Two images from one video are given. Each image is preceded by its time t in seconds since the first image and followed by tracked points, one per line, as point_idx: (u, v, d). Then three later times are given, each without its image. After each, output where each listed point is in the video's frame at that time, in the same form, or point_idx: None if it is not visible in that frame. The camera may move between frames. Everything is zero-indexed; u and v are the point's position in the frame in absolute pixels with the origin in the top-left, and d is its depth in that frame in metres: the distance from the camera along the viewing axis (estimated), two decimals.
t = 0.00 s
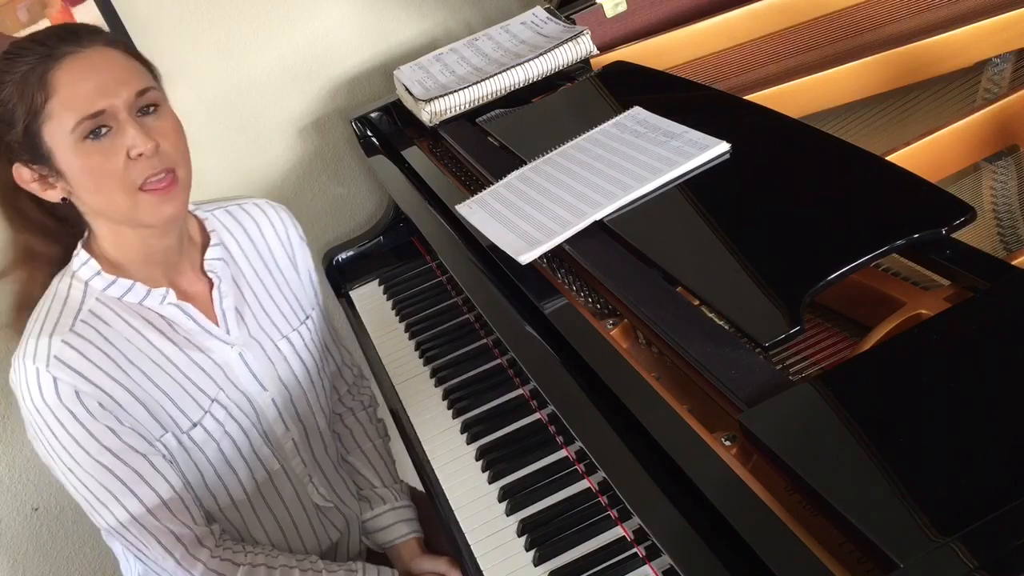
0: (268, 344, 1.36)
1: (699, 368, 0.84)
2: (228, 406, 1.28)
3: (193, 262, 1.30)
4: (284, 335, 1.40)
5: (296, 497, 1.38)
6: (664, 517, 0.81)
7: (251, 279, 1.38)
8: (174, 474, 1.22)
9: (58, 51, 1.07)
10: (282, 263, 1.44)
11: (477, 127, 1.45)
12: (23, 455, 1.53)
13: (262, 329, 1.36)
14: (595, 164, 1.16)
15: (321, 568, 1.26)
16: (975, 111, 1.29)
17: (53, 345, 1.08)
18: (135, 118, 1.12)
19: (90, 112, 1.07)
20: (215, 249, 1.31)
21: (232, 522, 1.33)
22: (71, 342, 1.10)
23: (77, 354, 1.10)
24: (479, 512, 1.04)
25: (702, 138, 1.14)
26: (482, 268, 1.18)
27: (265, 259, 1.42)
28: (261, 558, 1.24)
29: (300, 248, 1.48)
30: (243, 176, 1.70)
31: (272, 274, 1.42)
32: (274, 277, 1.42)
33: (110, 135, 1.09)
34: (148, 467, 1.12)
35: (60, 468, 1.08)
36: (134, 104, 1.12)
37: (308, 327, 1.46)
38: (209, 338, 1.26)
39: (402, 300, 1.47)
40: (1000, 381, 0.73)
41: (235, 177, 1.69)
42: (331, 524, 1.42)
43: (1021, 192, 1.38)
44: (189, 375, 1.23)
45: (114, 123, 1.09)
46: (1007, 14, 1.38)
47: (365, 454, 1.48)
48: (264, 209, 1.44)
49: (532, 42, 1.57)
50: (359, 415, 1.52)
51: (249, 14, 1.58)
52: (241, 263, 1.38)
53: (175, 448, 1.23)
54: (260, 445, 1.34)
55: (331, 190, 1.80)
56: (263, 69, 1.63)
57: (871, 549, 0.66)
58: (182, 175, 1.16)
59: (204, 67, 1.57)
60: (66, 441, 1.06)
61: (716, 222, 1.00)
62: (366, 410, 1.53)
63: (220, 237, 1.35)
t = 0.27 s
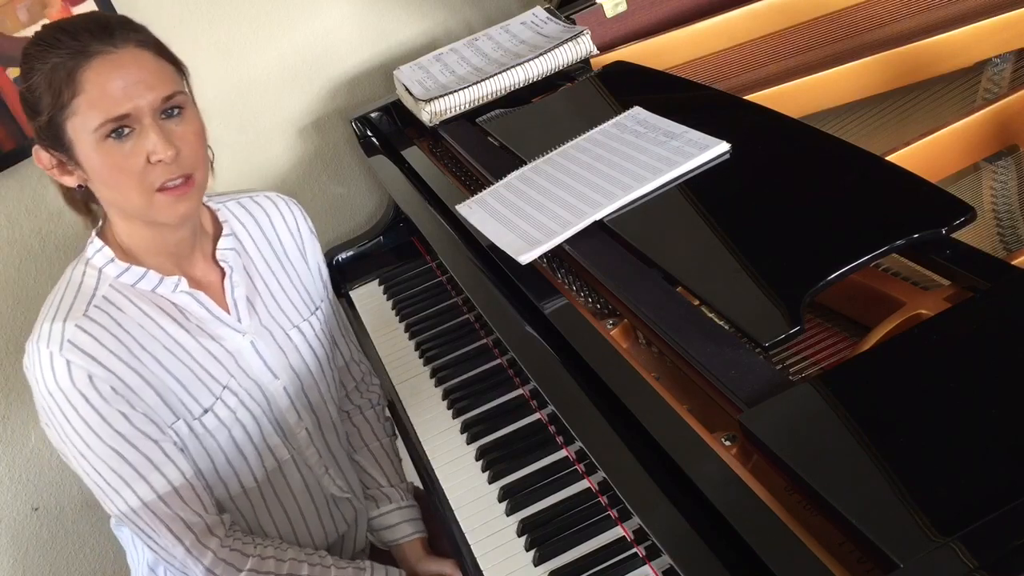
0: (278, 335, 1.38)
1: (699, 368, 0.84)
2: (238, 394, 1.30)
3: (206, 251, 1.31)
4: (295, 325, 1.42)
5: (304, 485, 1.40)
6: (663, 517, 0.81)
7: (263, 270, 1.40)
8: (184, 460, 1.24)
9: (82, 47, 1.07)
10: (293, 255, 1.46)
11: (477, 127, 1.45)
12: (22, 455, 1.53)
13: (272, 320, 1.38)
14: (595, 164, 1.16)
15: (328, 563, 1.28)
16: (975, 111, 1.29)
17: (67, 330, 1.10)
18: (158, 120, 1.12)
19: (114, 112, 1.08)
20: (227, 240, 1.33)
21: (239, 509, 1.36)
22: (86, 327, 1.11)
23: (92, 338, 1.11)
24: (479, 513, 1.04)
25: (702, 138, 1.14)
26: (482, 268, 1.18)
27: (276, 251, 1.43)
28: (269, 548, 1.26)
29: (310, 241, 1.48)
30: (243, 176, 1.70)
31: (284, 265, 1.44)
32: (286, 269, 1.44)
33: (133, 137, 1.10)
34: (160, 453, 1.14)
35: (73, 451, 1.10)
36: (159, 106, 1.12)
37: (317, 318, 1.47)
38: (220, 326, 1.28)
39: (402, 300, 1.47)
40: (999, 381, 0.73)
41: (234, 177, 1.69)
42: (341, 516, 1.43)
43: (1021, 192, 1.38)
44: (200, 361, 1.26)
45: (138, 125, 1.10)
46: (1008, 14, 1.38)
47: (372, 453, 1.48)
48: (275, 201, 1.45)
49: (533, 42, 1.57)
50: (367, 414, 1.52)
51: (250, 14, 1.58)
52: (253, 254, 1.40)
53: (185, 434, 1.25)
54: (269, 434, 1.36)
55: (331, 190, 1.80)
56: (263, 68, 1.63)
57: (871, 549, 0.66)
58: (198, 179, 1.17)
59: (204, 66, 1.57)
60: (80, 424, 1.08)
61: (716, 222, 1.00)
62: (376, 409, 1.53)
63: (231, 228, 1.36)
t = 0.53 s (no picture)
0: (281, 331, 1.39)
1: (699, 368, 0.84)
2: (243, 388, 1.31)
3: (209, 249, 1.31)
4: (298, 321, 1.42)
5: (310, 480, 1.40)
6: (663, 517, 0.81)
7: (265, 267, 1.41)
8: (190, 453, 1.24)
9: (99, 46, 1.07)
10: (294, 253, 1.46)
11: (477, 127, 1.45)
12: (22, 455, 1.53)
13: (275, 316, 1.38)
14: (595, 164, 1.16)
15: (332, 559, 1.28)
16: (975, 111, 1.29)
17: (73, 324, 1.10)
18: (175, 123, 1.12)
19: (132, 114, 1.08)
20: (229, 237, 1.33)
21: (245, 504, 1.36)
22: (91, 321, 1.12)
23: (97, 332, 1.12)
24: (479, 513, 1.04)
25: (702, 138, 1.14)
26: (482, 268, 1.18)
27: (278, 249, 1.43)
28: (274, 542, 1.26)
29: (310, 239, 1.49)
30: (243, 176, 1.69)
31: (285, 263, 1.44)
32: (288, 268, 1.44)
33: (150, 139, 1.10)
34: (166, 446, 1.14)
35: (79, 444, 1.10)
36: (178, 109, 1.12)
37: (320, 314, 1.48)
38: (225, 322, 1.28)
39: (402, 300, 1.47)
40: (1000, 381, 0.73)
41: (235, 177, 1.69)
42: (346, 512, 1.43)
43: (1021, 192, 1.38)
44: (205, 356, 1.26)
45: (155, 127, 1.10)
46: (1008, 15, 1.38)
47: (374, 450, 1.48)
48: (275, 199, 1.45)
49: (533, 42, 1.57)
50: (369, 411, 1.52)
51: (251, 14, 1.58)
52: (254, 251, 1.40)
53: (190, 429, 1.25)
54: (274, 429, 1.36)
55: (331, 190, 1.80)
56: (263, 68, 1.63)
57: (871, 550, 0.66)
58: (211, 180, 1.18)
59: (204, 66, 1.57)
60: (86, 417, 1.08)
61: (716, 222, 1.00)
62: (377, 407, 1.52)
63: (233, 224, 1.37)
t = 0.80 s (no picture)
0: (281, 333, 1.38)
1: (699, 368, 0.84)
2: (245, 390, 1.31)
3: (212, 251, 1.31)
4: (298, 323, 1.42)
5: (311, 482, 1.40)
6: (663, 517, 0.81)
7: (267, 269, 1.40)
8: (191, 455, 1.24)
9: (110, 49, 1.07)
10: (294, 255, 1.46)
11: (477, 127, 1.45)
12: (22, 455, 1.53)
13: (276, 318, 1.38)
14: (595, 164, 1.16)
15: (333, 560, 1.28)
16: (975, 111, 1.29)
17: (75, 327, 1.10)
18: (187, 122, 1.12)
19: (143, 115, 1.08)
20: (230, 240, 1.33)
21: (246, 506, 1.36)
22: (92, 324, 1.12)
23: (98, 335, 1.12)
24: (479, 512, 1.04)
25: (702, 138, 1.14)
26: (482, 268, 1.18)
27: (278, 251, 1.43)
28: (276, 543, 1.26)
29: (311, 241, 1.49)
30: (242, 176, 1.69)
31: (286, 264, 1.44)
32: (288, 270, 1.44)
33: (160, 139, 1.10)
34: (167, 448, 1.14)
35: (81, 447, 1.10)
36: (188, 109, 1.12)
37: (320, 315, 1.48)
38: (226, 324, 1.28)
39: (401, 300, 1.47)
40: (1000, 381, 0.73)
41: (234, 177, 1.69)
42: (347, 513, 1.43)
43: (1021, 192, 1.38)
44: (206, 358, 1.26)
45: (165, 127, 1.10)
46: (1008, 15, 1.38)
47: (374, 451, 1.48)
48: (275, 201, 1.45)
49: (533, 42, 1.57)
50: (368, 412, 1.52)
51: (251, 15, 1.58)
52: (255, 253, 1.40)
53: (191, 431, 1.25)
54: (275, 431, 1.36)
55: (331, 190, 1.80)
56: (264, 68, 1.63)
57: (871, 550, 0.66)
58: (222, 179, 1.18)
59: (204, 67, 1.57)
60: (87, 420, 1.08)
61: (716, 222, 1.00)
62: (376, 407, 1.53)
63: (234, 227, 1.36)
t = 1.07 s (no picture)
0: (283, 333, 1.38)
1: (699, 368, 0.84)
2: (246, 391, 1.31)
3: (214, 251, 1.31)
4: (299, 323, 1.42)
5: (312, 482, 1.40)
6: (664, 517, 0.81)
7: (268, 270, 1.40)
8: (193, 456, 1.24)
9: (108, 57, 1.06)
10: (296, 256, 1.46)
11: (477, 127, 1.44)
12: (22, 455, 1.53)
13: (277, 318, 1.38)
14: (595, 164, 1.16)
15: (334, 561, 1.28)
16: (975, 111, 1.28)
17: (77, 328, 1.11)
18: (195, 125, 1.12)
19: (150, 123, 1.08)
20: (232, 240, 1.33)
21: (247, 506, 1.36)
22: (94, 325, 1.12)
23: (100, 336, 1.12)
24: (479, 513, 1.04)
25: (702, 138, 1.14)
26: (482, 268, 1.18)
27: (280, 252, 1.43)
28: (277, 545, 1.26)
29: (312, 242, 1.49)
30: (243, 176, 1.69)
31: (287, 265, 1.44)
32: (289, 271, 1.44)
33: (169, 144, 1.11)
34: (169, 449, 1.14)
35: (82, 448, 1.11)
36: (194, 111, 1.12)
37: (322, 316, 1.48)
38: (228, 326, 1.28)
39: (401, 300, 1.47)
40: (1000, 381, 0.73)
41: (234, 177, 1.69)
42: (347, 513, 1.44)
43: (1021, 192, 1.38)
44: (208, 359, 1.26)
45: (174, 132, 1.10)
46: (1008, 14, 1.38)
47: (375, 452, 1.48)
48: (277, 202, 1.45)
49: (533, 42, 1.57)
50: (369, 412, 1.52)
51: (250, 15, 1.58)
52: (257, 254, 1.40)
53: (193, 432, 1.25)
54: (276, 432, 1.36)
55: (331, 190, 1.80)
56: (263, 69, 1.63)
57: (871, 550, 0.66)
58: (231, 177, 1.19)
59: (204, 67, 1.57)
60: (88, 422, 1.08)
61: (716, 222, 1.00)
62: (377, 407, 1.53)
63: (236, 228, 1.36)
